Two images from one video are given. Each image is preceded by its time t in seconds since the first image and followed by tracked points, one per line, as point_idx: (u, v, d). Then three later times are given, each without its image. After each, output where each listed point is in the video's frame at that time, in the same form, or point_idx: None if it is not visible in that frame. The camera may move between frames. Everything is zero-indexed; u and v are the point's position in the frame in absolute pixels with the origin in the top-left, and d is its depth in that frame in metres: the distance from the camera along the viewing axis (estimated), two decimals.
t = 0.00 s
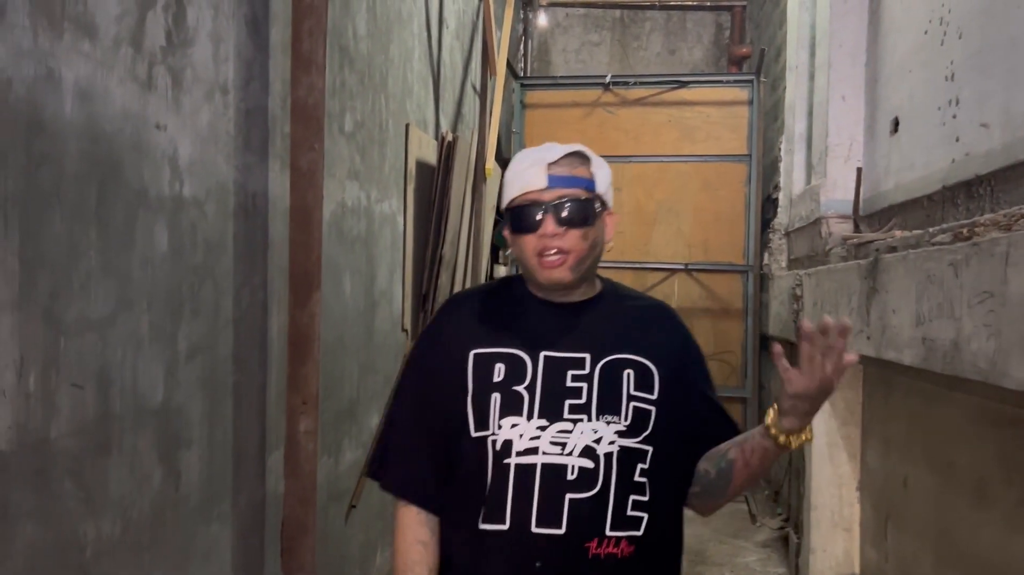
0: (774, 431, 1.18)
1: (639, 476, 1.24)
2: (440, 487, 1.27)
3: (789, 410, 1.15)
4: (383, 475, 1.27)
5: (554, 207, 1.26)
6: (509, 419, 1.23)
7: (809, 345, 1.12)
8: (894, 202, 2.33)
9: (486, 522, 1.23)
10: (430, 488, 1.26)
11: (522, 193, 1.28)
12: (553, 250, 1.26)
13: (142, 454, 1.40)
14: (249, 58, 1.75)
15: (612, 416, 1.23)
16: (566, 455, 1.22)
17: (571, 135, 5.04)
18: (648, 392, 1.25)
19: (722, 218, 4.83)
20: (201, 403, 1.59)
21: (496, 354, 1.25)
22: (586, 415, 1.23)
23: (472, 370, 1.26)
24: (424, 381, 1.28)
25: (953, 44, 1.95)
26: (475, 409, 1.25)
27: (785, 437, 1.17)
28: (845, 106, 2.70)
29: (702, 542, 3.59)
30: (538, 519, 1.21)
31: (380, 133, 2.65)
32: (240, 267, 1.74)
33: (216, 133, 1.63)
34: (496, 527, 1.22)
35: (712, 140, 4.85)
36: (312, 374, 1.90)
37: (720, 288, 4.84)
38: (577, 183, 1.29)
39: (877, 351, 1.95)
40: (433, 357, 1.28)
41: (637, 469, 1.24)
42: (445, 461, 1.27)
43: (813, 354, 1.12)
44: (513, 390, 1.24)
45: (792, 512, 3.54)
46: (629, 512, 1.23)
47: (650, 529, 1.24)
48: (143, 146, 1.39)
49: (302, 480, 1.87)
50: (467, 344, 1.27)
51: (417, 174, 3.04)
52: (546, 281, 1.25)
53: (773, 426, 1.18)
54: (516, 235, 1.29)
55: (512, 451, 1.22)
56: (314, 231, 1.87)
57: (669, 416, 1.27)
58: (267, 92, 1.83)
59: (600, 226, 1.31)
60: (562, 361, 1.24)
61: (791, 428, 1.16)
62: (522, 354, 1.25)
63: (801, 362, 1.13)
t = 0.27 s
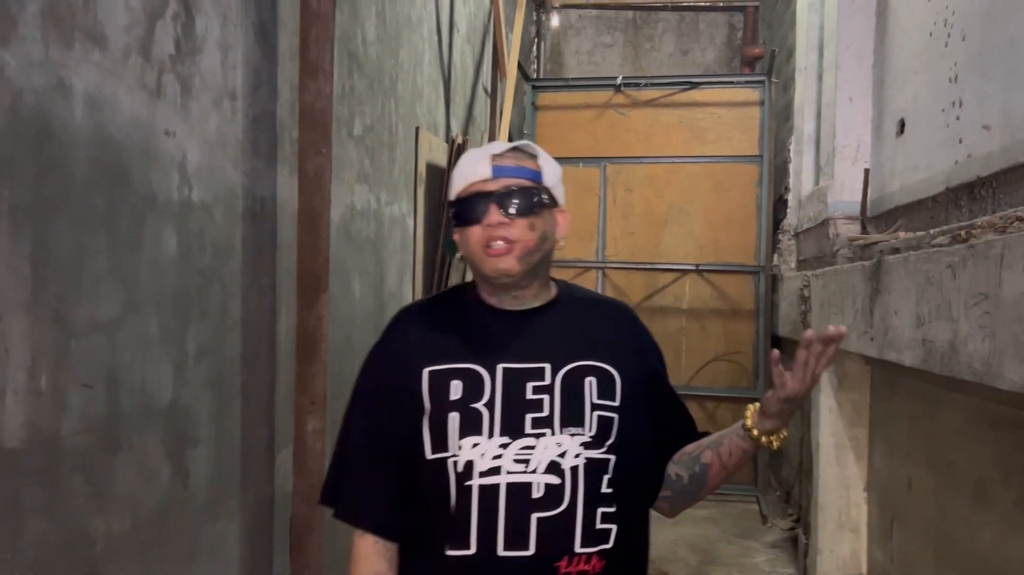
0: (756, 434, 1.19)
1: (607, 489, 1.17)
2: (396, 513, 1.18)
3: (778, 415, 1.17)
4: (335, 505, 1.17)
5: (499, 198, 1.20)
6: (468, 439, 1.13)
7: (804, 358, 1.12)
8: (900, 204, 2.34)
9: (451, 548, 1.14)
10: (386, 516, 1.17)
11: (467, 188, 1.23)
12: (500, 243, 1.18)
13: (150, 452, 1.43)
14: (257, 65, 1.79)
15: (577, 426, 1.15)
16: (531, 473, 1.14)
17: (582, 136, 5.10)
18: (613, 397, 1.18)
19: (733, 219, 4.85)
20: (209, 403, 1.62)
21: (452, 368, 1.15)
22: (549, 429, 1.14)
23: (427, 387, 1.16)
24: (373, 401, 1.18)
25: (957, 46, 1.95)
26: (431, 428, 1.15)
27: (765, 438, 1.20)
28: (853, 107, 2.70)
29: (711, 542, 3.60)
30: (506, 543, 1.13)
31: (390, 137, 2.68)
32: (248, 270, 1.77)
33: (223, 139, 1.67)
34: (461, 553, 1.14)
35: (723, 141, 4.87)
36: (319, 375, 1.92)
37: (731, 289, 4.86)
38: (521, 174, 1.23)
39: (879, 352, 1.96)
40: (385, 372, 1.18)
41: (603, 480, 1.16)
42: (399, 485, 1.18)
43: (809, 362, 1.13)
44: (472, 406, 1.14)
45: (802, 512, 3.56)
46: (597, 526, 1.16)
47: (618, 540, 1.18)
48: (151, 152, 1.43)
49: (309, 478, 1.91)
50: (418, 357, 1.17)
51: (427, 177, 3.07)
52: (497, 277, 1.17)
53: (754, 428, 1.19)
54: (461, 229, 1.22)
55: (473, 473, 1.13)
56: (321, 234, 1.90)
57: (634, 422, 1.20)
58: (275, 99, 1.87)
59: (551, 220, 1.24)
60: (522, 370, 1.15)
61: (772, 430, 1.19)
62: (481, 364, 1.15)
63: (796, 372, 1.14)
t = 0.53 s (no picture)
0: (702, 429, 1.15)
1: (549, 496, 1.18)
2: (331, 529, 1.25)
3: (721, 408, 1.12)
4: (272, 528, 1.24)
5: (423, 199, 1.23)
6: (401, 449, 1.17)
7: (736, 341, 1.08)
8: (911, 204, 2.34)
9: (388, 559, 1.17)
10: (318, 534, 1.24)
11: (391, 190, 1.25)
12: (426, 243, 1.22)
13: (165, 450, 1.48)
14: (270, 72, 1.83)
15: (512, 433, 1.17)
16: (466, 482, 1.15)
17: (597, 137, 5.12)
18: (551, 402, 1.19)
19: (750, 219, 4.87)
20: (223, 402, 1.66)
21: (386, 379, 1.19)
22: (485, 436, 1.17)
23: (361, 400, 1.20)
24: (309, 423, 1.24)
25: (965, 48, 1.96)
26: (368, 440, 1.19)
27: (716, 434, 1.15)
28: (864, 108, 2.70)
29: (726, 542, 3.61)
30: (442, 551, 1.16)
31: (403, 140, 2.72)
32: (262, 273, 1.81)
33: (237, 145, 1.71)
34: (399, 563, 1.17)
35: (739, 141, 4.88)
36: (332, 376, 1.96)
37: (747, 289, 4.87)
38: (446, 169, 1.25)
39: (888, 353, 1.96)
40: (321, 389, 1.23)
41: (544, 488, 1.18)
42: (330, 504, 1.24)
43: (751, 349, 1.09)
44: (404, 416, 1.18)
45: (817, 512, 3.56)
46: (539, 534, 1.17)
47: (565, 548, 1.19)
48: (167, 158, 1.47)
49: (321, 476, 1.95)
50: (353, 370, 1.21)
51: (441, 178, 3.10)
52: (424, 277, 1.21)
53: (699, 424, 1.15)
54: (390, 231, 1.25)
55: (407, 483, 1.16)
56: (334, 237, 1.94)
57: (580, 427, 1.21)
58: (288, 104, 1.91)
59: (481, 215, 1.27)
60: (455, 377, 1.18)
61: (720, 425, 1.14)
62: (413, 374, 1.19)
63: (735, 359, 1.09)
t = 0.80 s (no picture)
0: (648, 430, 1.10)
1: (498, 503, 1.13)
2: (287, 540, 1.22)
3: (662, 408, 1.07)
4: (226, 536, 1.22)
5: (364, 205, 1.19)
6: (346, 456, 1.16)
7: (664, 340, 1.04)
8: (923, 205, 2.34)
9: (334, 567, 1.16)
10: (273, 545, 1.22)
11: (333, 194, 1.22)
12: (370, 250, 1.19)
13: (182, 446, 1.52)
14: (286, 77, 1.87)
15: (458, 438, 1.14)
16: (409, 489, 1.13)
17: (613, 138, 5.14)
18: (500, 405, 1.15)
19: (767, 219, 4.87)
20: (241, 400, 1.71)
21: (332, 386, 1.20)
22: (429, 441, 1.14)
23: (310, 408, 1.20)
24: (263, 431, 1.24)
25: (976, 49, 1.96)
26: (318, 448, 1.19)
27: (663, 435, 1.10)
28: (877, 108, 2.71)
29: (741, 541, 3.62)
30: (386, 560, 1.13)
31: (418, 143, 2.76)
32: (278, 274, 1.85)
33: (254, 150, 1.75)
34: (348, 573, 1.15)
35: (755, 141, 4.89)
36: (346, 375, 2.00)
37: (764, 289, 4.86)
38: (389, 174, 1.21)
39: (898, 353, 1.97)
40: (273, 397, 1.24)
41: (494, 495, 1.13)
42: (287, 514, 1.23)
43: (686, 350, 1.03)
44: (350, 422, 1.17)
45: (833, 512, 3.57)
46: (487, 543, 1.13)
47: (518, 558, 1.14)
48: (185, 164, 1.52)
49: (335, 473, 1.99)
50: (304, 378, 1.22)
51: (457, 180, 3.13)
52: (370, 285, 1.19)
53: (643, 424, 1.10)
54: (333, 237, 1.22)
55: (352, 490, 1.15)
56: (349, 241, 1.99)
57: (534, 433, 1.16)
58: (303, 109, 1.94)
59: (426, 219, 1.23)
60: (400, 383, 1.17)
61: (665, 426, 1.09)
62: (360, 380, 1.19)
63: (665, 361, 1.05)
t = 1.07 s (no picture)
0: (587, 367, 1.03)
1: (467, 498, 1.05)
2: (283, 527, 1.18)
3: (579, 331, 1.02)
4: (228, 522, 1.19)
5: (352, 189, 1.17)
6: (324, 449, 1.10)
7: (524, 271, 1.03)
8: (937, 203, 2.34)
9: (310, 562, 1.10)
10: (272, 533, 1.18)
11: (325, 181, 1.20)
12: (355, 235, 1.15)
13: (202, 442, 1.56)
14: (303, 81, 1.91)
15: (431, 431, 1.06)
16: (379, 484, 1.06)
17: (629, 138, 5.16)
18: (475, 398, 1.07)
19: (783, 218, 4.87)
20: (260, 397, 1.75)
21: (314, 375, 1.14)
22: (401, 435, 1.06)
23: (296, 399, 1.15)
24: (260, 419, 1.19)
25: (988, 47, 1.96)
26: (302, 441, 1.13)
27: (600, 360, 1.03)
28: (892, 107, 2.71)
29: (757, 540, 3.63)
30: (352, 556, 1.06)
31: (434, 144, 2.79)
32: (295, 274, 1.89)
33: (272, 152, 1.79)
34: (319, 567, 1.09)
35: (771, 140, 4.89)
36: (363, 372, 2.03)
37: (781, 289, 4.86)
38: (379, 160, 1.18)
39: (910, 351, 1.98)
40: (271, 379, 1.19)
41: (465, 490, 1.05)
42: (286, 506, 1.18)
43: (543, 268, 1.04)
44: (329, 415, 1.11)
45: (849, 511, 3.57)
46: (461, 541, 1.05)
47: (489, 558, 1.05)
48: (205, 166, 1.55)
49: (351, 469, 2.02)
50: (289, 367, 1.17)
51: (473, 181, 3.16)
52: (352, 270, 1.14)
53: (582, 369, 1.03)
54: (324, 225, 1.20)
55: (328, 484, 1.08)
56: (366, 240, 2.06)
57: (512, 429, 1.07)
58: (320, 112, 1.98)
59: (415, 209, 1.18)
60: (375, 374, 1.10)
61: (596, 348, 1.03)
62: (339, 371, 1.12)
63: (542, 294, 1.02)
